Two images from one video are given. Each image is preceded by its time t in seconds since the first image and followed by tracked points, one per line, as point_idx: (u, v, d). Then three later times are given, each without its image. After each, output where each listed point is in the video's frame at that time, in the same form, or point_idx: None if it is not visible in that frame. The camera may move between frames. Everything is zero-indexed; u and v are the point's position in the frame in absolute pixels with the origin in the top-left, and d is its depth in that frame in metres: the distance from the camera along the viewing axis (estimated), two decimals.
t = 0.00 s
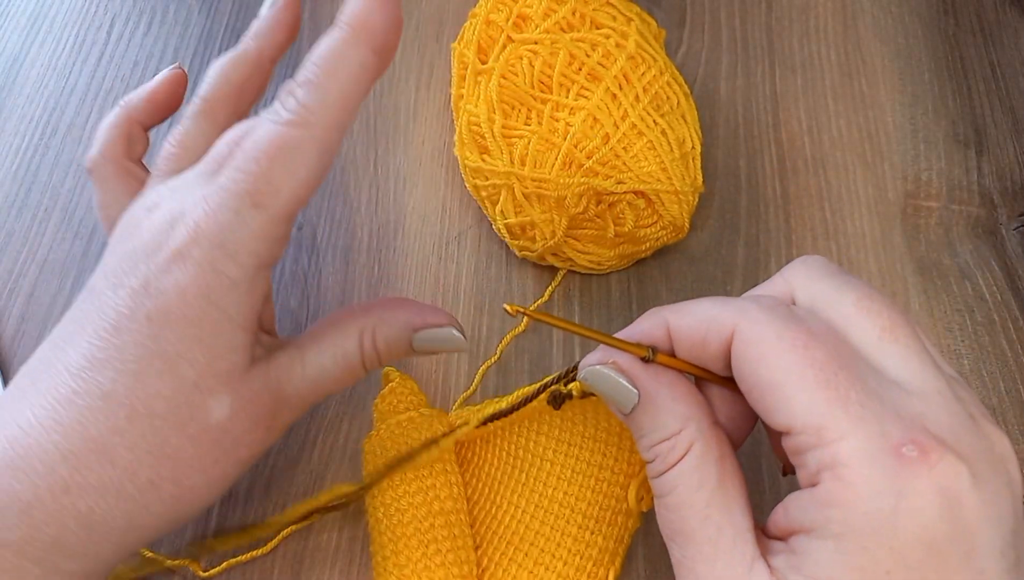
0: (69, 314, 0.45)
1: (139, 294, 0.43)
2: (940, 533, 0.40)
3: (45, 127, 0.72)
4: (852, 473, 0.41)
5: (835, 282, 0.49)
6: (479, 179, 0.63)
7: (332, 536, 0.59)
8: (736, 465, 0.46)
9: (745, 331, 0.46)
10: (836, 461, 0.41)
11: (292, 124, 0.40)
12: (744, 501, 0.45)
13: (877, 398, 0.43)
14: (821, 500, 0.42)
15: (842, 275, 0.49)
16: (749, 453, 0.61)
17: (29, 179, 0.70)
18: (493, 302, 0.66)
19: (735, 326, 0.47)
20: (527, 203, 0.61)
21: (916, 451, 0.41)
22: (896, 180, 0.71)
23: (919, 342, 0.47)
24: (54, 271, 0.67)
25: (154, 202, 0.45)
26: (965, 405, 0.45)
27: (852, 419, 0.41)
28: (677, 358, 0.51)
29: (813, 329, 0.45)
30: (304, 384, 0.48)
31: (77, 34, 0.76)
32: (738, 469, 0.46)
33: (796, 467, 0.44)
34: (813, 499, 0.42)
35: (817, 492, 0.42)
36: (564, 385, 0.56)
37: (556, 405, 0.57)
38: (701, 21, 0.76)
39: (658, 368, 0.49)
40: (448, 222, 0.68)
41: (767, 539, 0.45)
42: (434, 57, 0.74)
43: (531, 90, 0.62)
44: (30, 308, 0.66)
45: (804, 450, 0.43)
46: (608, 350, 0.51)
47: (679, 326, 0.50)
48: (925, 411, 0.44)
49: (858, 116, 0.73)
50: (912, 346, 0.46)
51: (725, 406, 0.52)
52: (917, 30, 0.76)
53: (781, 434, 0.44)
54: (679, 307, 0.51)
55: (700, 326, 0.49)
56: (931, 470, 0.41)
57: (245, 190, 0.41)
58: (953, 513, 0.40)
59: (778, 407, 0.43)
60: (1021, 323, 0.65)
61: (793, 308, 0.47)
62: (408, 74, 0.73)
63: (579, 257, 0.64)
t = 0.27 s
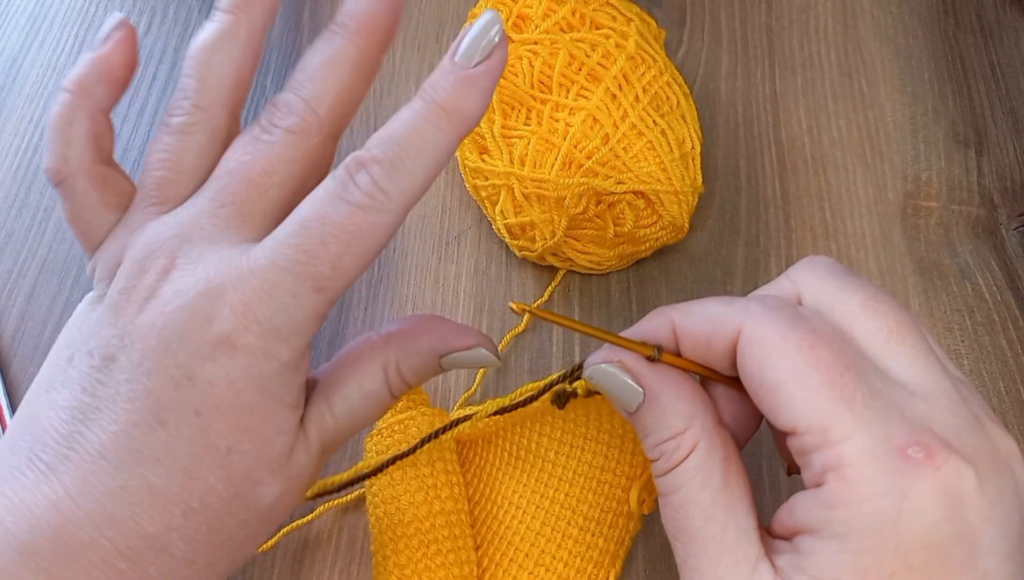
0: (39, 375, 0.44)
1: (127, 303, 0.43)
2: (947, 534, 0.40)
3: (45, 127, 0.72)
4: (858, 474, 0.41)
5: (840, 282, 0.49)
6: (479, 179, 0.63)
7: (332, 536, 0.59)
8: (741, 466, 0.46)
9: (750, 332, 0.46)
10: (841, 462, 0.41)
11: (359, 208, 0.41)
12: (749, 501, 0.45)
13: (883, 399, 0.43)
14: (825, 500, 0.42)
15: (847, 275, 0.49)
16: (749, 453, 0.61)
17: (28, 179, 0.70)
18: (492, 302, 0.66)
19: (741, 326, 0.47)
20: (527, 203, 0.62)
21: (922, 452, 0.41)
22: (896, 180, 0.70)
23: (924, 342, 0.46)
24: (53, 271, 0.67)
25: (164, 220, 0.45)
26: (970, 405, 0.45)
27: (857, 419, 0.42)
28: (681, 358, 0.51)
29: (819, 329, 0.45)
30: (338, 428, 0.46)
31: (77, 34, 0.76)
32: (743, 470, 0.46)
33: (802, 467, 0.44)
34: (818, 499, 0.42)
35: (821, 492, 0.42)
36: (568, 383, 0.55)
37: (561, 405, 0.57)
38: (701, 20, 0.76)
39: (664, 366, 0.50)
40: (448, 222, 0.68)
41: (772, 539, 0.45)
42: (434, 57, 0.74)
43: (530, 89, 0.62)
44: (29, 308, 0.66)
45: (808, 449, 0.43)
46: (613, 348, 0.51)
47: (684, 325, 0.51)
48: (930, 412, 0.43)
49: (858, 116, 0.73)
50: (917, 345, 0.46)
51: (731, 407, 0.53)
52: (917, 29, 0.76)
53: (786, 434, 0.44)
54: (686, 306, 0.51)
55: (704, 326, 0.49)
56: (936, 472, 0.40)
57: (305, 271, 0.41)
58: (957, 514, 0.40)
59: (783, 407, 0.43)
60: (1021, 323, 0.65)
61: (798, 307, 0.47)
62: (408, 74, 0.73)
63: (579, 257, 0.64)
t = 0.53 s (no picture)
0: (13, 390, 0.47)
1: (107, 295, 0.47)
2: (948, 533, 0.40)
3: (45, 126, 0.72)
4: (858, 475, 0.41)
5: (843, 282, 0.49)
6: (479, 179, 0.63)
7: (332, 536, 0.59)
8: (742, 467, 0.46)
9: (752, 333, 0.46)
10: (841, 463, 0.41)
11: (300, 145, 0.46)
12: (750, 503, 0.45)
13: (884, 399, 0.42)
14: (826, 501, 0.42)
15: (850, 275, 0.49)
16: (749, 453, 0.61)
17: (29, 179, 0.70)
18: (492, 303, 0.66)
19: (742, 326, 0.46)
20: (527, 203, 0.62)
21: (923, 454, 0.41)
22: (896, 180, 0.71)
23: (926, 343, 0.46)
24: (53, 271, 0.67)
25: (126, 213, 0.48)
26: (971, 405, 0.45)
27: (858, 420, 0.41)
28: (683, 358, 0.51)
29: (821, 331, 0.45)
30: (329, 389, 0.51)
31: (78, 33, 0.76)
32: (744, 471, 0.46)
33: (803, 468, 0.44)
34: (819, 500, 0.42)
35: (822, 493, 0.42)
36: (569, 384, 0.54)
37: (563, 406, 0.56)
38: (701, 20, 0.76)
39: (665, 367, 0.49)
40: (448, 222, 0.68)
41: (772, 539, 0.45)
42: (434, 57, 0.74)
43: (530, 90, 0.62)
44: (30, 308, 0.66)
45: (809, 451, 0.43)
46: (614, 349, 0.51)
47: (685, 326, 0.50)
48: (933, 412, 0.43)
49: (858, 116, 0.73)
50: (918, 347, 0.46)
51: (731, 406, 0.53)
52: (916, 29, 0.76)
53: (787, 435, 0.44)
54: (688, 306, 0.51)
55: (705, 326, 0.49)
56: (937, 473, 0.40)
57: (266, 223, 0.46)
58: (958, 514, 0.40)
59: (784, 407, 0.43)
60: (1021, 323, 0.65)
61: (799, 308, 0.47)
62: (408, 74, 0.73)
63: (579, 257, 0.64)
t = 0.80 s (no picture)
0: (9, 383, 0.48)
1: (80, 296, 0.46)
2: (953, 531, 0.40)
3: (44, 126, 0.72)
4: (862, 472, 0.41)
5: (850, 282, 0.49)
6: (479, 179, 0.63)
7: (332, 535, 0.59)
8: (748, 462, 0.46)
9: (758, 330, 0.46)
10: (846, 460, 0.41)
11: (245, 174, 0.40)
12: (756, 497, 0.45)
13: (890, 398, 0.43)
14: (830, 497, 0.42)
15: (857, 275, 0.49)
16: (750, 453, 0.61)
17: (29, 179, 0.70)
18: (492, 303, 0.66)
19: (748, 324, 0.47)
20: (527, 203, 0.62)
21: (928, 452, 0.41)
22: (896, 180, 0.71)
23: (932, 342, 0.47)
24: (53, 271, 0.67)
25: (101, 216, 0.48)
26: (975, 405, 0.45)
27: (862, 417, 0.41)
28: (689, 353, 0.51)
29: (826, 329, 0.45)
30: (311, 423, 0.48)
31: (77, 34, 0.76)
32: (749, 467, 0.46)
33: (808, 465, 0.44)
34: (823, 496, 0.42)
35: (826, 489, 0.42)
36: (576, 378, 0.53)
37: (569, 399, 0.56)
38: (701, 20, 0.76)
39: (672, 362, 0.49)
40: (448, 222, 0.68)
41: (776, 534, 0.45)
42: (434, 56, 0.74)
43: (530, 89, 0.62)
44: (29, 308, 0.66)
45: (814, 447, 0.43)
46: (621, 344, 0.50)
47: (692, 322, 0.50)
48: (938, 412, 0.43)
49: (858, 116, 0.73)
50: (926, 345, 0.46)
51: (738, 402, 0.52)
52: (916, 29, 0.76)
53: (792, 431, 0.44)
54: (694, 303, 0.51)
55: (713, 323, 0.49)
56: (942, 472, 0.40)
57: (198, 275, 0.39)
58: (964, 512, 0.40)
59: (791, 405, 0.43)
60: (1021, 323, 0.65)
61: (807, 307, 0.47)
62: (408, 74, 0.73)
63: (579, 257, 0.64)
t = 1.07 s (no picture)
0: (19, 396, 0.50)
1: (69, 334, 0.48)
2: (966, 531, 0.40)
3: (45, 126, 0.72)
4: (878, 470, 0.40)
5: (871, 281, 0.48)
6: (479, 179, 0.64)
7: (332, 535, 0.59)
8: (760, 457, 0.46)
9: (777, 326, 0.46)
10: (861, 456, 0.41)
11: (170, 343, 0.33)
12: (767, 491, 0.45)
13: (907, 396, 0.42)
14: (843, 494, 0.41)
15: (878, 272, 0.49)
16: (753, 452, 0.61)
17: (29, 179, 0.70)
18: (492, 303, 0.66)
19: (767, 319, 0.46)
20: (527, 203, 0.62)
21: (943, 452, 0.40)
22: (896, 180, 0.71)
23: (951, 343, 0.46)
24: (54, 271, 0.67)
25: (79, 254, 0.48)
26: (988, 403, 0.44)
27: (881, 415, 0.41)
28: (704, 348, 0.51)
29: (847, 327, 0.45)
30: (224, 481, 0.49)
31: (77, 34, 0.75)
32: (760, 461, 0.46)
33: (821, 461, 0.44)
34: (837, 492, 0.42)
35: (839, 486, 0.42)
36: (592, 370, 0.54)
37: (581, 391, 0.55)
38: (701, 20, 0.76)
39: (687, 356, 0.49)
40: (448, 222, 0.68)
41: (786, 529, 0.45)
42: (434, 56, 0.74)
43: (530, 89, 0.62)
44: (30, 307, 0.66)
45: (829, 444, 0.42)
46: (636, 336, 0.51)
47: (709, 317, 0.50)
48: (953, 411, 0.43)
49: (858, 116, 0.73)
50: (945, 346, 0.45)
51: (751, 398, 0.53)
52: (916, 29, 0.76)
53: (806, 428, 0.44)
54: (713, 297, 0.51)
55: (728, 317, 0.49)
56: (958, 471, 0.40)
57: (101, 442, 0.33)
58: (977, 512, 0.40)
59: (804, 401, 0.43)
60: (1021, 323, 0.65)
61: (825, 303, 0.47)
62: (409, 74, 0.73)
63: (578, 257, 0.64)
